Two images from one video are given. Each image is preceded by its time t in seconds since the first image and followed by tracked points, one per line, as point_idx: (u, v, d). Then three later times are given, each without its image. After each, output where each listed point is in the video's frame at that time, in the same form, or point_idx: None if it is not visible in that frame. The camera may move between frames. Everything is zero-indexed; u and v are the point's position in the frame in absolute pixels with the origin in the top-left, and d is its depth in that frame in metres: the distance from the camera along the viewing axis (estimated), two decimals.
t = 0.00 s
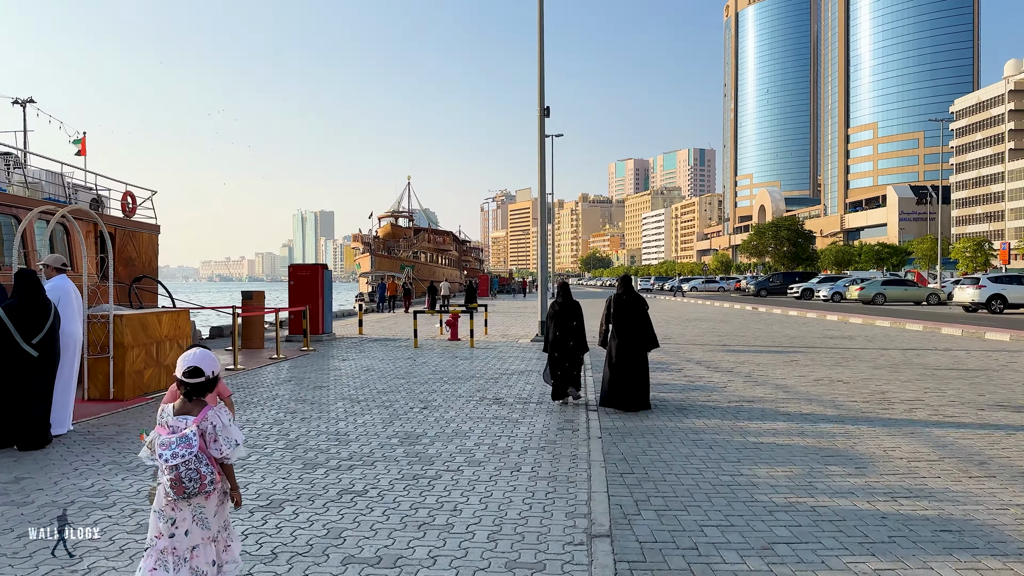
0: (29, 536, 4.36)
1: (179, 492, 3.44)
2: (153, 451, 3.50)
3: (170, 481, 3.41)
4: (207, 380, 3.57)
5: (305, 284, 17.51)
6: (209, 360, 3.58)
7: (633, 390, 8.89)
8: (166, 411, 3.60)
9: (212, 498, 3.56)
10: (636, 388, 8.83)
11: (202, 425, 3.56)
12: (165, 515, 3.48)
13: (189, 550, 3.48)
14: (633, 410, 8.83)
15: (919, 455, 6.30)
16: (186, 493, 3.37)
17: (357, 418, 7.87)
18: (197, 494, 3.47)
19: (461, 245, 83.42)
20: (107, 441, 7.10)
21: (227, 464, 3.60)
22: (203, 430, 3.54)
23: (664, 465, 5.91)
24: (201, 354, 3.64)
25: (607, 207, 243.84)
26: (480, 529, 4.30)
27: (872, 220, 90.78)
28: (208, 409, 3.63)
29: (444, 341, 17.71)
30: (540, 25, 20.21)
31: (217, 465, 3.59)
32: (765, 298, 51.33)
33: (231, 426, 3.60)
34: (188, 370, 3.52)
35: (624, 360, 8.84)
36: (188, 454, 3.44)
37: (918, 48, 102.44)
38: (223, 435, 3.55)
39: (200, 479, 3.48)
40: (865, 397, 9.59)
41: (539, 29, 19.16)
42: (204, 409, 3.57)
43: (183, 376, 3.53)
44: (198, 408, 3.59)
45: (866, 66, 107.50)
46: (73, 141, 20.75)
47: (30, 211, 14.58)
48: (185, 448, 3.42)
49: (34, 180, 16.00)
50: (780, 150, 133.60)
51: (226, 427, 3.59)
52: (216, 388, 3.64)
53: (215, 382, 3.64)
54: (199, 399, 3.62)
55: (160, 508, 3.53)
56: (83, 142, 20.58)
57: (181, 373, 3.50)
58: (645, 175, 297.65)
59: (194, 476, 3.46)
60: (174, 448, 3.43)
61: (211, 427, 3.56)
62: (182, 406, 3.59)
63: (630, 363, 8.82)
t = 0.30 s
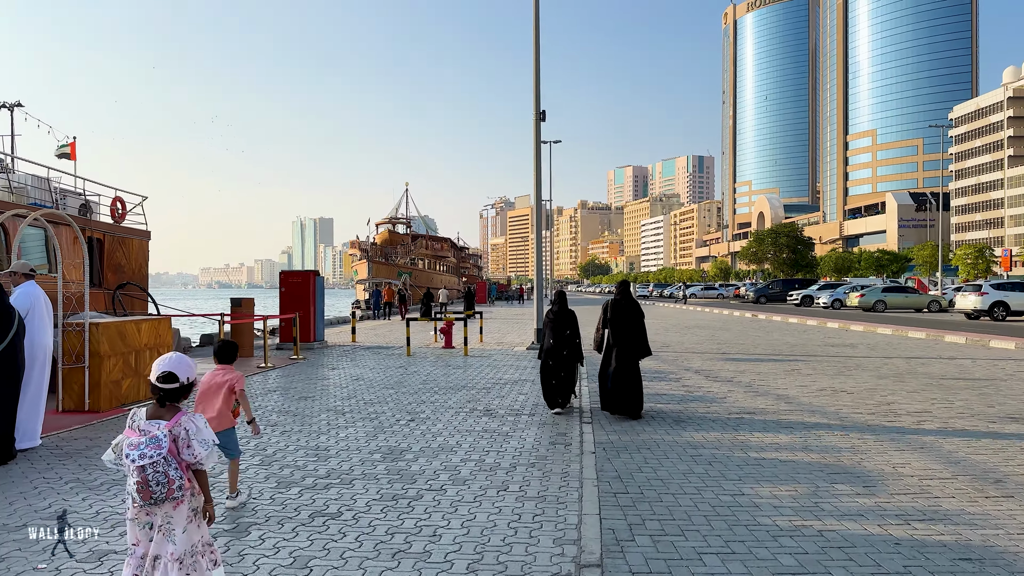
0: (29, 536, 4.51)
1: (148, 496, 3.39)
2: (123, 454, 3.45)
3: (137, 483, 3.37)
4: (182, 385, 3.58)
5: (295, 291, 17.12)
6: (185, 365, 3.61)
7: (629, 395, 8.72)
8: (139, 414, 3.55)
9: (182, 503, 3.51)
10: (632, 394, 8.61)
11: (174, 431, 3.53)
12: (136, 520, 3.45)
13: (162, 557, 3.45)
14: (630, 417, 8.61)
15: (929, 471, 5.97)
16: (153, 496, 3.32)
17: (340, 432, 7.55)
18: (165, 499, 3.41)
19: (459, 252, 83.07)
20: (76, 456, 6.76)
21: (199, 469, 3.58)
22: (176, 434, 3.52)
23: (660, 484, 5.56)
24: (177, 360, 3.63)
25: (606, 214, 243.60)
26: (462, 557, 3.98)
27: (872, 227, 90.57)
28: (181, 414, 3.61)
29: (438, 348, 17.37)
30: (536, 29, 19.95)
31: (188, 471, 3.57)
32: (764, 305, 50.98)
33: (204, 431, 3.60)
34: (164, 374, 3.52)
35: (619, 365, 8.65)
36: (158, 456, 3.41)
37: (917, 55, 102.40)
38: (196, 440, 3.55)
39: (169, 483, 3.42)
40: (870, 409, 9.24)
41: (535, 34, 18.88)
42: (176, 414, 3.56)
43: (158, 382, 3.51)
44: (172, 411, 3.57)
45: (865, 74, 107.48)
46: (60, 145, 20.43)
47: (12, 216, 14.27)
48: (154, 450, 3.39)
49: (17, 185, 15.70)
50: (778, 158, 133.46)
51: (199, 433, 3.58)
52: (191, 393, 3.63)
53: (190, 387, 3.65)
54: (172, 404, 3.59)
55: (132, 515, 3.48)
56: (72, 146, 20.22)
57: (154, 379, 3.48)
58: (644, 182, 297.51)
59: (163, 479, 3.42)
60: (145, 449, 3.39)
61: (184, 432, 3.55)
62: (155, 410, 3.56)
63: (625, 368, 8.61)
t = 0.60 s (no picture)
0: (30, 536, 4.68)
1: (119, 518, 3.36)
2: (91, 475, 3.40)
3: (109, 505, 3.33)
4: (147, 401, 3.52)
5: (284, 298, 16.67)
6: (151, 381, 3.56)
7: (622, 406, 8.59)
8: (104, 433, 3.51)
9: (155, 524, 3.48)
10: (626, 406, 8.51)
11: (142, 449, 3.48)
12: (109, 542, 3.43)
13: None
14: (624, 428, 8.46)
15: (943, 492, 5.62)
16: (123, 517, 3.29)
17: (319, 448, 7.15)
18: (136, 519, 3.38)
19: (455, 258, 82.63)
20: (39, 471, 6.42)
21: (170, 487, 3.53)
22: (145, 452, 3.47)
23: (658, 506, 5.19)
24: (141, 375, 3.57)
25: (602, 221, 243.79)
26: None
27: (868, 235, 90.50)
28: (150, 430, 3.56)
29: (430, 357, 16.99)
30: (530, 33, 19.66)
31: (160, 490, 3.52)
32: (762, 312, 50.69)
33: (173, 448, 3.55)
34: (126, 393, 3.46)
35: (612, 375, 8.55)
36: (128, 475, 3.38)
37: (913, 63, 102.44)
38: (164, 458, 3.48)
39: (139, 502, 3.39)
40: (874, 423, 8.91)
41: (530, 35, 18.58)
42: (143, 431, 3.50)
43: (117, 398, 3.44)
44: (140, 429, 3.50)
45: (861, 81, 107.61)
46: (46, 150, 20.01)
47: None
48: (123, 470, 3.36)
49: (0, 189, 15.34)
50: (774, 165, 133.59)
51: (166, 452, 3.51)
52: (157, 410, 3.57)
53: (155, 404, 3.57)
54: (138, 421, 3.53)
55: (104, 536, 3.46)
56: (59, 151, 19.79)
57: (115, 397, 3.43)
58: (640, 189, 297.30)
59: (135, 499, 3.38)
60: (112, 470, 3.36)
61: (152, 450, 3.50)
62: (122, 427, 3.50)
63: (618, 378, 8.53)
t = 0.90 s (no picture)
0: None
1: (84, 516, 3.24)
2: (58, 473, 3.29)
3: (72, 504, 3.21)
4: (122, 405, 3.39)
5: (273, 304, 16.32)
6: (132, 385, 3.45)
7: (615, 414, 8.36)
8: (79, 434, 3.41)
9: (125, 525, 3.35)
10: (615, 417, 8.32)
11: (113, 450, 3.35)
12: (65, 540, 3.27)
13: None
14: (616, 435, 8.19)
15: (958, 510, 5.32)
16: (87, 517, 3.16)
17: (296, 463, 6.78)
18: (101, 521, 3.25)
19: (449, 264, 82.26)
20: None
21: (141, 489, 3.39)
22: (115, 452, 3.35)
23: (657, 528, 4.83)
24: (120, 376, 3.46)
25: (597, 227, 243.92)
26: None
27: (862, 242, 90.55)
28: (125, 431, 3.45)
29: (421, 364, 16.65)
30: (523, 35, 19.40)
31: (130, 492, 3.39)
32: (757, 319, 50.47)
33: (144, 447, 3.40)
34: (103, 394, 3.35)
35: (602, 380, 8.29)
36: (94, 474, 3.25)
37: (906, 70, 102.70)
38: (134, 456, 3.34)
39: (105, 502, 3.26)
40: (879, 434, 8.61)
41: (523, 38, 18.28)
42: (117, 433, 3.38)
43: (93, 400, 3.35)
44: (114, 430, 3.41)
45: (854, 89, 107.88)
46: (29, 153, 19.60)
47: None
48: (89, 467, 3.23)
49: None
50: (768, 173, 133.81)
51: (140, 451, 3.38)
52: (134, 412, 3.44)
53: (133, 407, 3.47)
54: (114, 423, 3.43)
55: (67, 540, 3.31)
56: (43, 155, 19.42)
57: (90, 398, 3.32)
58: (635, 195, 297.64)
59: (100, 498, 3.25)
60: (78, 467, 3.24)
61: (124, 451, 3.38)
62: (96, 429, 3.39)
63: (608, 383, 8.26)
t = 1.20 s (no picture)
0: None
1: (63, 528, 3.02)
2: (36, 480, 3.07)
3: (52, 513, 3.00)
4: (102, 413, 3.14)
5: (257, 309, 15.90)
6: (116, 391, 3.20)
7: (602, 418, 8.11)
8: (54, 438, 3.17)
9: (99, 538, 3.10)
10: (600, 420, 8.06)
11: (94, 456, 3.13)
12: (41, 553, 3.04)
13: None
14: (602, 439, 8.02)
15: (969, 527, 5.01)
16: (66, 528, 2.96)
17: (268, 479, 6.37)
18: (80, 532, 3.03)
19: (440, 270, 81.93)
20: None
21: (122, 501, 3.16)
22: (94, 461, 3.12)
23: (646, 548, 4.50)
24: (102, 381, 3.21)
25: (590, 233, 244.28)
26: None
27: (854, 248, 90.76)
28: (105, 439, 3.20)
29: (409, 371, 16.30)
30: (513, 37, 19.10)
31: (107, 502, 3.14)
32: (749, 324, 50.36)
33: (127, 456, 3.18)
34: (84, 400, 3.10)
35: (587, 384, 8.07)
36: (72, 484, 3.03)
37: (898, 77, 103.05)
38: (115, 466, 3.12)
39: (85, 511, 3.05)
40: (879, 442, 8.31)
41: (512, 39, 17.98)
42: (96, 440, 3.16)
43: (72, 406, 3.09)
44: (94, 438, 3.17)
45: (845, 96, 108.27)
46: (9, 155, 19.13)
47: None
48: (70, 478, 3.02)
49: None
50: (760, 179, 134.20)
51: (120, 460, 3.16)
52: (114, 420, 3.20)
53: (115, 414, 3.21)
54: (92, 428, 3.18)
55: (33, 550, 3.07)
56: (24, 157, 18.94)
57: (71, 402, 3.07)
58: (627, 201, 298.18)
59: (81, 509, 3.05)
60: (60, 476, 3.04)
61: (104, 457, 3.14)
62: (72, 435, 3.17)
63: (592, 386, 8.03)
